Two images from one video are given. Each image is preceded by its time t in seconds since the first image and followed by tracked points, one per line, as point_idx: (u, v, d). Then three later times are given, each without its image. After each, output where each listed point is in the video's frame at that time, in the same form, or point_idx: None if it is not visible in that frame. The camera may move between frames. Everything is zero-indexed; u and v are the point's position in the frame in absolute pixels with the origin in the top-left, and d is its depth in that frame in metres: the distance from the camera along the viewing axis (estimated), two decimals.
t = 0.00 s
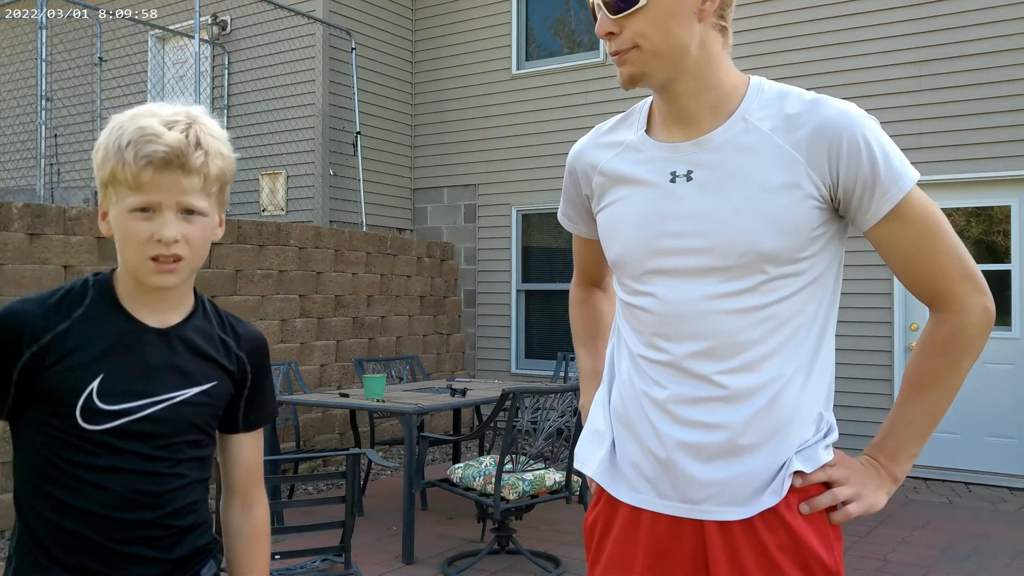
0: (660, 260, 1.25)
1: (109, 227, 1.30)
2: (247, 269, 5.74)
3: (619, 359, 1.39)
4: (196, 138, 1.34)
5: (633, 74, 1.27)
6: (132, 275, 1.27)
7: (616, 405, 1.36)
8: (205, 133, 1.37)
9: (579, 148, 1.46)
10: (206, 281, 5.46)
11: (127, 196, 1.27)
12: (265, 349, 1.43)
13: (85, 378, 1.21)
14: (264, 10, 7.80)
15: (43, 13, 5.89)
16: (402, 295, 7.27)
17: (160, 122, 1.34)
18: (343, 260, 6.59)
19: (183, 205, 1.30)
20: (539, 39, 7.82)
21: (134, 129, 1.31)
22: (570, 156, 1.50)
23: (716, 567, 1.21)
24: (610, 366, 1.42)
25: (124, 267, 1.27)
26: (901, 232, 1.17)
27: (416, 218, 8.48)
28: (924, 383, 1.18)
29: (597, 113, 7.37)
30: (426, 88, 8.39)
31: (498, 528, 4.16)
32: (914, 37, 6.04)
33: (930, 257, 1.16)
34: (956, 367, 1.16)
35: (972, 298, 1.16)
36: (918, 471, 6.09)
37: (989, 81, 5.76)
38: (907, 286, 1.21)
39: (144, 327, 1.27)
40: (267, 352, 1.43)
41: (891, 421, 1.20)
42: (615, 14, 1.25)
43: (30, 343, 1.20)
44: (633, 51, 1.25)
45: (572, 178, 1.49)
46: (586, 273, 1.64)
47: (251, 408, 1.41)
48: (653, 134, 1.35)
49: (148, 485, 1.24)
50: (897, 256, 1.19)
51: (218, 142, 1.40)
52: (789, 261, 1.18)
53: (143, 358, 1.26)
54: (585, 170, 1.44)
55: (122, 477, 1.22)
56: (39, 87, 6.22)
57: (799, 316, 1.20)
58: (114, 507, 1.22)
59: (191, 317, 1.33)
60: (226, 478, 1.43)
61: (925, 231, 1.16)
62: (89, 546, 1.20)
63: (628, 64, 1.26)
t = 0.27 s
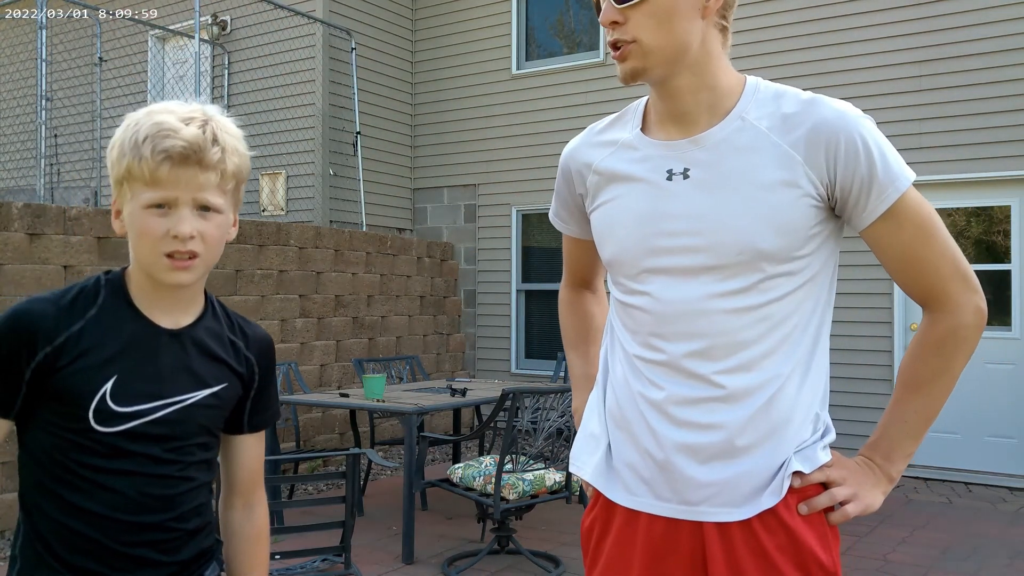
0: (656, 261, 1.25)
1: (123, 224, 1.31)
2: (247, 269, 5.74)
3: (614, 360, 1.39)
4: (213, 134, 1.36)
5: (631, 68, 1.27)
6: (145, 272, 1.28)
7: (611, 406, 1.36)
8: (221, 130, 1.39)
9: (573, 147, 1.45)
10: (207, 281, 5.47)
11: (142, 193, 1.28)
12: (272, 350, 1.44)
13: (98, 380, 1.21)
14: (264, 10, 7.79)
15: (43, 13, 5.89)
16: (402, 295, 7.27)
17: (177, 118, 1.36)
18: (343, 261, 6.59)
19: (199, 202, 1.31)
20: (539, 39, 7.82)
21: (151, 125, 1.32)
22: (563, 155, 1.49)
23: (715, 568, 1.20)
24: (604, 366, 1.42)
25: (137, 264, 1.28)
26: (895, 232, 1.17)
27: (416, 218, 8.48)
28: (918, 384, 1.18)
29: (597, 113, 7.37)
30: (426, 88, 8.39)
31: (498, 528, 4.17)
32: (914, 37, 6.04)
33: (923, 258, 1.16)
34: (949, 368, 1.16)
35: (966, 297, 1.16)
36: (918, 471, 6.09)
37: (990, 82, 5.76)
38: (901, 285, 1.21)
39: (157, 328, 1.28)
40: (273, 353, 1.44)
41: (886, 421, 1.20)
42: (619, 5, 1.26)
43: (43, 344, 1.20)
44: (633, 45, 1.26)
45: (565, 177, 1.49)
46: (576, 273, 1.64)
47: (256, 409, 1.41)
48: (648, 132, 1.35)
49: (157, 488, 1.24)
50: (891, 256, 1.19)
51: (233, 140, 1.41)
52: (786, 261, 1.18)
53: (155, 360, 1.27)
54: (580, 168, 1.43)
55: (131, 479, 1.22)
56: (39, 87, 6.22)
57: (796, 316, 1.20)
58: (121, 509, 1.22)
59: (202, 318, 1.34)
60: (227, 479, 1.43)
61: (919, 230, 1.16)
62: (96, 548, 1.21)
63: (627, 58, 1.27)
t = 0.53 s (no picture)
0: (653, 260, 1.24)
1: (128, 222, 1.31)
2: (247, 269, 5.74)
3: (607, 360, 1.38)
4: (219, 130, 1.36)
5: (666, 58, 1.26)
6: (152, 269, 1.28)
7: (606, 408, 1.35)
8: (226, 125, 1.39)
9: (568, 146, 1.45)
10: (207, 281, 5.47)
11: (148, 189, 1.28)
12: (272, 351, 1.44)
13: (101, 379, 1.21)
14: (264, 10, 7.79)
15: (43, 13, 5.89)
16: (402, 295, 7.27)
17: (183, 114, 1.36)
18: (343, 261, 6.59)
19: (205, 198, 1.31)
20: (539, 39, 7.81)
21: (157, 122, 1.33)
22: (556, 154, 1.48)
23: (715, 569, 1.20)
24: (598, 368, 1.42)
25: (141, 261, 1.28)
26: (888, 233, 1.18)
27: (416, 218, 8.49)
28: (910, 384, 1.20)
29: (596, 113, 7.38)
30: (426, 88, 8.39)
31: (498, 528, 4.17)
32: (914, 37, 6.04)
33: (915, 259, 1.18)
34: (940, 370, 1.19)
35: (957, 300, 1.18)
36: (918, 471, 6.09)
37: (989, 81, 5.76)
38: (891, 286, 1.23)
39: (159, 327, 1.28)
40: (275, 352, 1.44)
41: (879, 422, 1.22)
42: None
43: (47, 341, 1.20)
44: (673, 31, 1.24)
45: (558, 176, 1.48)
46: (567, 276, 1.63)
47: (257, 410, 1.41)
48: (644, 131, 1.35)
49: (160, 489, 1.24)
50: (884, 259, 1.20)
51: (238, 135, 1.41)
52: (784, 261, 1.19)
53: (157, 359, 1.27)
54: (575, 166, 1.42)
55: (135, 480, 1.22)
56: (39, 87, 6.22)
57: (792, 317, 1.21)
58: (124, 510, 1.22)
59: (204, 318, 1.34)
60: (226, 481, 1.43)
61: (912, 233, 1.17)
62: (99, 548, 1.21)
63: (665, 44, 1.25)
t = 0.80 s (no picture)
0: (651, 260, 1.24)
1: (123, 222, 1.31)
2: (246, 269, 5.74)
3: (604, 361, 1.38)
4: (213, 128, 1.37)
5: (686, 80, 1.25)
6: (149, 267, 1.28)
7: (603, 409, 1.35)
8: (220, 122, 1.39)
9: (566, 147, 1.44)
10: (206, 281, 5.47)
11: (144, 188, 1.28)
12: (269, 351, 1.45)
13: (96, 378, 1.21)
14: (264, 10, 7.79)
15: (43, 13, 5.89)
16: (402, 295, 7.27)
17: (177, 112, 1.36)
18: (343, 261, 6.59)
19: (201, 195, 1.32)
20: (539, 39, 7.82)
21: (151, 120, 1.33)
22: (553, 154, 1.47)
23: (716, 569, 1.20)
24: (593, 368, 1.41)
25: (138, 260, 1.29)
26: (882, 235, 1.19)
27: (416, 218, 8.48)
28: (903, 385, 1.21)
29: (596, 113, 7.38)
30: (426, 88, 8.39)
31: (498, 528, 4.17)
32: (914, 37, 6.04)
33: (910, 262, 1.19)
34: (932, 372, 1.19)
35: (949, 302, 1.19)
36: (918, 471, 6.09)
37: (989, 81, 5.76)
38: (884, 289, 1.24)
39: (155, 326, 1.28)
40: (272, 352, 1.44)
41: (872, 423, 1.23)
42: (690, 13, 1.25)
43: (42, 340, 1.20)
44: (697, 56, 1.25)
45: (555, 175, 1.47)
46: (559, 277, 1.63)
47: (256, 410, 1.41)
48: (643, 133, 1.34)
49: (157, 488, 1.24)
50: (879, 262, 1.21)
51: (233, 132, 1.42)
52: (783, 261, 1.19)
53: (153, 359, 1.27)
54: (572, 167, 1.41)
55: (132, 480, 1.22)
56: (39, 87, 6.22)
57: (791, 317, 1.21)
58: (121, 510, 1.22)
59: (201, 318, 1.34)
60: (222, 483, 1.43)
61: (907, 238, 1.19)
62: (96, 548, 1.21)
63: (688, 68, 1.25)
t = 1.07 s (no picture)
0: (653, 260, 1.24)
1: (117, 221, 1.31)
2: (246, 269, 5.74)
3: (603, 361, 1.38)
4: (206, 128, 1.37)
5: (688, 77, 1.25)
6: (143, 267, 1.28)
7: (605, 409, 1.35)
8: (214, 122, 1.40)
9: (565, 146, 1.43)
10: (206, 281, 5.47)
11: (137, 187, 1.28)
12: (265, 349, 1.45)
13: (90, 378, 1.21)
14: (264, 10, 7.79)
15: (43, 13, 5.89)
16: (402, 295, 7.27)
17: (171, 113, 1.36)
18: (343, 261, 6.59)
19: (194, 195, 1.32)
20: (539, 39, 7.82)
21: (145, 120, 1.33)
22: (551, 152, 1.47)
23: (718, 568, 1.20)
24: (593, 368, 1.41)
25: (133, 259, 1.29)
26: (882, 235, 1.19)
27: (416, 218, 8.48)
28: (902, 384, 1.21)
29: (596, 113, 7.38)
30: (426, 88, 8.39)
31: (498, 528, 4.17)
32: (914, 38, 6.04)
33: (911, 262, 1.19)
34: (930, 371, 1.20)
35: (947, 302, 1.20)
36: (918, 471, 6.09)
37: (989, 82, 5.77)
38: (882, 288, 1.24)
39: (150, 327, 1.28)
40: (268, 352, 1.44)
41: (870, 422, 1.23)
42: (695, 11, 1.24)
43: (36, 341, 1.20)
44: (700, 54, 1.24)
45: (553, 174, 1.47)
46: (554, 275, 1.63)
47: (252, 409, 1.41)
48: (644, 132, 1.34)
49: (153, 488, 1.24)
50: (878, 261, 1.21)
51: (226, 131, 1.42)
52: (785, 262, 1.19)
53: (148, 359, 1.27)
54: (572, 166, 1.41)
55: (128, 480, 1.22)
56: (39, 87, 6.22)
57: (793, 317, 1.21)
58: (118, 511, 1.22)
59: (196, 317, 1.34)
60: (219, 483, 1.43)
61: (907, 238, 1.19)
62: (93, 548, 1.21)
63: (690, 65, 1.24)
